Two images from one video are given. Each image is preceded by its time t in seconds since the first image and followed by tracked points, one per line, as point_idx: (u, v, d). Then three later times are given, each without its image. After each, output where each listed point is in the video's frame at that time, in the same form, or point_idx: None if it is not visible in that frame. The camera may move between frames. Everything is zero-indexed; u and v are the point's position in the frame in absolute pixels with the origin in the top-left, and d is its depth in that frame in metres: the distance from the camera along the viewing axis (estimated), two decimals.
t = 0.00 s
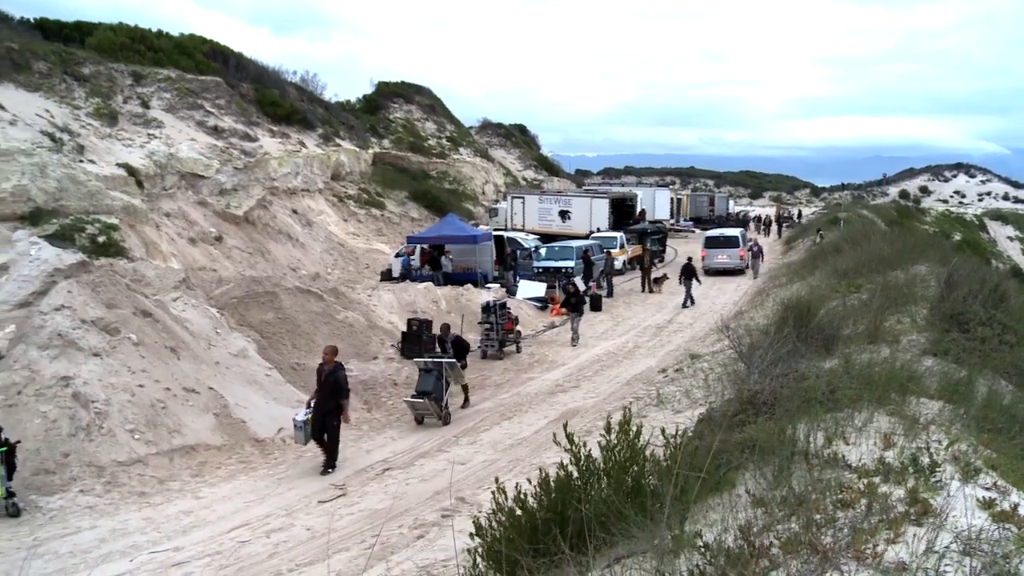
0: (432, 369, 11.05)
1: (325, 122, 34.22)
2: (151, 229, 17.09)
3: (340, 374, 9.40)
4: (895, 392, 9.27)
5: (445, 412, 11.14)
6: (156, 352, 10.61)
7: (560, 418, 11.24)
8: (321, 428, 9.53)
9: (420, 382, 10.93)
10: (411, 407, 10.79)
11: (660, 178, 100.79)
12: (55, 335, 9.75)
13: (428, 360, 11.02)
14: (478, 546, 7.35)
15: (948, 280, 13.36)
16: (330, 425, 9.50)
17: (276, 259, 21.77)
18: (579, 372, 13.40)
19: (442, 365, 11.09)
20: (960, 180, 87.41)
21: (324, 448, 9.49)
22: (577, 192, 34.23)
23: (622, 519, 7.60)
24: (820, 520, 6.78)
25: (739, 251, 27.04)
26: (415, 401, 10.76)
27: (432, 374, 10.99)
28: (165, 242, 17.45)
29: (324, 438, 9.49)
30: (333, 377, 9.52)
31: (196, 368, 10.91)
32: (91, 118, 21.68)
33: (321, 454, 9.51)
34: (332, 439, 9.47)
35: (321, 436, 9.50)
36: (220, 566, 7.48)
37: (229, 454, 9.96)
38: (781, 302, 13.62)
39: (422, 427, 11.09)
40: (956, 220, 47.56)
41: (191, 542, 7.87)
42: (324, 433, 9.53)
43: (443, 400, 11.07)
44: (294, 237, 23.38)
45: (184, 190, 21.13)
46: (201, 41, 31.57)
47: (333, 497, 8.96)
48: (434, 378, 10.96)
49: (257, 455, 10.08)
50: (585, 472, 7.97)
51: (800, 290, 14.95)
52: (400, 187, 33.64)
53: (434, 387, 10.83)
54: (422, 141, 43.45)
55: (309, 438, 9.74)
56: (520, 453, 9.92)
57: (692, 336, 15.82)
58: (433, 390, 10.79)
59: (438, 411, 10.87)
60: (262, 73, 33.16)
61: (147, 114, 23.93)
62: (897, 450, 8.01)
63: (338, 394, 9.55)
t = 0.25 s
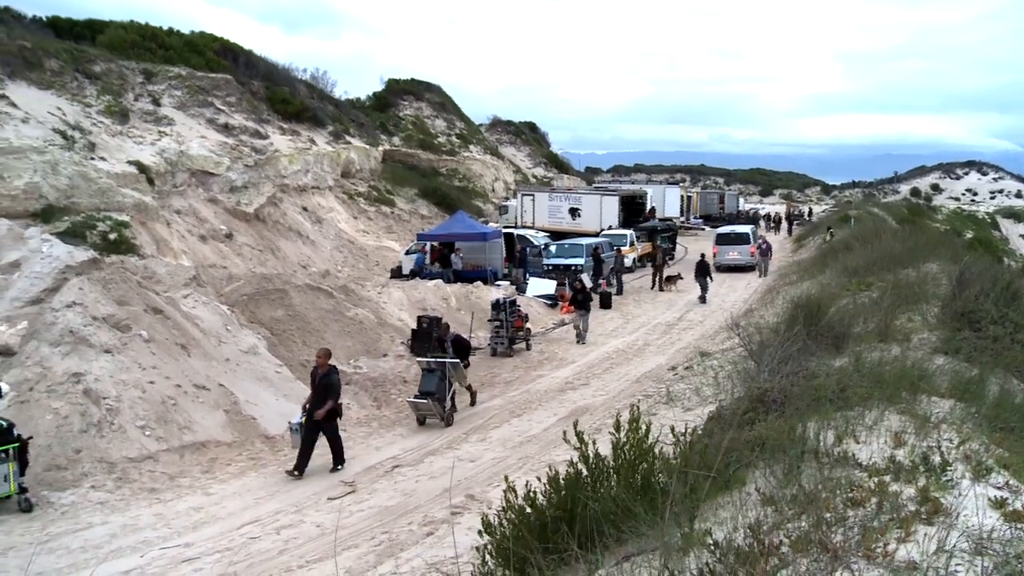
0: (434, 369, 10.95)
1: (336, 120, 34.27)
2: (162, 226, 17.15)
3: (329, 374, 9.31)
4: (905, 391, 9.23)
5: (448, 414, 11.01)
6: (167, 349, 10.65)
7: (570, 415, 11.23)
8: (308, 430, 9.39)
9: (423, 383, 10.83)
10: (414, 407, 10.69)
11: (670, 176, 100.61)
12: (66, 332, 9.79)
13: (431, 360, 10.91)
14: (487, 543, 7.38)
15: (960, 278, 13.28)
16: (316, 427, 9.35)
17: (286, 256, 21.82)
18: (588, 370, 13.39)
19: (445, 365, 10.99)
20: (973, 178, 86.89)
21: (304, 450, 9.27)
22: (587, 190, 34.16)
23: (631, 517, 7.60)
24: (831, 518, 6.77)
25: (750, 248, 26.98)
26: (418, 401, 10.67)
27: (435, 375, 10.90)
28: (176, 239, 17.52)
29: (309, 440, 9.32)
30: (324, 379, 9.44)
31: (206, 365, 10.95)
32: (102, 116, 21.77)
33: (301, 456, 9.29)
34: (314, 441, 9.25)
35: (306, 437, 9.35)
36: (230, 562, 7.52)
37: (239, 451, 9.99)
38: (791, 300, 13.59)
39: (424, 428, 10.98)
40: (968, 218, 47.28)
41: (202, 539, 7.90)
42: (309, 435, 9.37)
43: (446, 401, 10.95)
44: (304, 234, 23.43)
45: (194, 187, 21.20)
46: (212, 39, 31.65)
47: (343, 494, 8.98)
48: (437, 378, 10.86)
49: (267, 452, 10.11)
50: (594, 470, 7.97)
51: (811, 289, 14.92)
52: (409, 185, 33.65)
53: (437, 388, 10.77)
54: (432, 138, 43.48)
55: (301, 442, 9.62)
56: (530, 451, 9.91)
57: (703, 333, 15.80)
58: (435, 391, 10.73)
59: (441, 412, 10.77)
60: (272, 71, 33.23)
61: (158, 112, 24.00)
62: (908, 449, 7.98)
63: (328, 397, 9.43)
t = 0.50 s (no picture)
0: (438, 369, 10.93)
1: (347, 116, 34.33)
2: (175, 223, 17.25)
3: (319, 374, 9.10)
4: (918, 388, 9.19)
5: (451, 416, 10.88)
6: (179, 345, 10.69)
7: (581, 412, 11.22)
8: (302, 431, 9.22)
9: (426, 383, 10.78)
10: (416, 408, 10.58)
11: (681, 172, 100.32)
12: (79, 327, 9.83)
13: (434, 361, 10.90)
14: (498, 539, 7.40)
15: (974, 276, 13.20)
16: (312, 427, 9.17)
17: (298, 252, 21.88)
18: (600, 367, 13.38)
19: (449, 365, 10.94)
20: (987, 175, 86.32)
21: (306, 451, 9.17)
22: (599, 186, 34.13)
23: (642, 514, 7.59)
24: (843, 516, 6.74)
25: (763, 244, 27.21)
26: (420, 402, 10.58)
27: (438, 375, 10.87)
28: (188, 235, 17.61)
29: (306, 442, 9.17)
30: (313, 378, 9.22)
31: (218, 361, 10.98)
32: (115, 112, 21.87)
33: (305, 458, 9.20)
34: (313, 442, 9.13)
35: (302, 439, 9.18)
36: (241, 557, 7.57)
37: (251, 446, 10.02)
38: (804, 297, 13.55)
39: (426, 430, 10.81)
40: (982, 216, 46.95)
41: (213, 534, 7.96)
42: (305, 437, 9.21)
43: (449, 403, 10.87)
44: (316, 230, 23.50)
45: (207, 183, 21.28)
46: (224, 36, 31.74)
47: (354, 490, 8.99)
48: (440, 379, 10.83)
49: (278, 447, 10.13)
50: (605, 467, 7.98)
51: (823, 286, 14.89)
52: (421, 181, 33.68)
53: (439, 388, 10.67)
54: (444, 135, 43.51)
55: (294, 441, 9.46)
56: (541, 447, 9.90)
57: (714, 330, 15.78)
58: (437, 391, 10.62)
59: (443, 412, 10.64)
60: (284, 67, 33.30)
61: (170, 108, 24.10)
62: (921, 447, 7.95)
63: (319, 396, 9.23)
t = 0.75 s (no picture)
0: (443, 369, 10.76)
1: (359, 113, 34.36)
2: (186, 220, 17.40)
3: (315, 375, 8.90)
4: (931, 386, 9.13)
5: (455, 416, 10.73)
6: (191, 341, 10.73)
7: (592, 409, 11.20)
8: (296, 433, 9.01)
9: (430, 383, 10.64)
10: (419, 409, 10.44)
11: (693, 169, 100.01)
12: (92, 323, 9.89)
13: (439, 360, 10.74)
14: (509, 536, 7.41)
15: (988, 273, 13.09)
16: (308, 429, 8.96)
17: (309, 249, 21.96)
18: (611, 363, 13.36)
19: (454, 366, 10.75)
20: (1002, 171, 85.67)
21: (300, 455, 8.94)
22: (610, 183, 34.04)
23: (654, 511, 7.58)
24: (855, 514, 6.72)
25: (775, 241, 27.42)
26: (423, 402, 10.45)
27: (443, 375, 10.71)
28: (200, 232, 17.72)
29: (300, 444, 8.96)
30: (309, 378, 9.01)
31: (230, 357, 11.03)
32: (128, 109, 21.96)
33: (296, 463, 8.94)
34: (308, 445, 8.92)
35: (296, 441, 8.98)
36: (253, 552, 7.62)
37: (262, 442, 10.06)
38: (816, 294, 13.49)
39: (429, 429, 10.72)
40: (997, 213, 46.58)
41: (225, 529, 8.02)
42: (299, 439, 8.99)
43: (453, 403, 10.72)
44: (327, 227, 23.58)
45: (219, 180, 21.35)
46: (236, 33, 31.82)
47: (365, 486, 9.02)
48: (444, 379, 10.66)
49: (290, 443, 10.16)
50: (616, 464, 7.97)
51: (835, 283, 14.82)
52: (433, 178, 33.69)
53: (443, 389, 10.54)
54: (455, 132, 43.50)
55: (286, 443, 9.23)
56: (552, 444, 9.89)
57: (726, 327, 15.74)
58: (441, 392, 10.49)
59: (446, 414, 10.49)
60: (296, 64, 33.35)
61: (182, 105, 24.18)
62: (933, 445, 7.90)
63: (315, 397, 9.03)
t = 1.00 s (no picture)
0: (450, 368, 10.60)
1: (375, 108, 34.38)
2: (203, 215, 17.56)
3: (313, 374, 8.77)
4: (949, 383, 9.06)
5: (462, 417, 10.54)
6: (208, 335, 10.78)
7: (608, 404, 11.17)
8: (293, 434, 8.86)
9: (437, 383, 10.45)
10: (426, 408, 10.27)
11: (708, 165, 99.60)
12: (110, 318, 9.96)
13: (447, 359, 10.58)
14: (524, 531, 7.43)
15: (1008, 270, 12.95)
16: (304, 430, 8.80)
17: (325, 244, 22.07)
18: (626, 359, 13.34)
19: (462, 365, 10.60)
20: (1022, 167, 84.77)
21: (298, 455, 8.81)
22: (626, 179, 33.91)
23: (669, 507, 7.58)
24: (871, 511, 6.69)
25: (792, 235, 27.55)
26: (430, 401, 10.28)
27: (450, 374, 10.54)
28: (217, 227, 17.88)
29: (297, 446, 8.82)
30: (307, 378, 8.88)
31: (247, 352, 11.08)
32: (145, 105, 22.09)
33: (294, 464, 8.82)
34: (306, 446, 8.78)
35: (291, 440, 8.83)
36: (269, 546, 7.71)
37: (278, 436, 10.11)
38: (832, 291, 13.43)
39: (436, 429, 10.54)
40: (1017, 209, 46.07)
41: (241, 523, 8.11)
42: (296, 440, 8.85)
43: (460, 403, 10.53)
44: (343, 222, 23.67)
45: (235, 175, 21.45)
46: (252, 28, 31.92)
47: (381, 480, 9.05)
48: (452, 378, 10.49)
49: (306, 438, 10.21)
50: (632, 460, 7.96)
51: (852, 280, 14.73)
52: (449, 173, 33.69)
53: (450, 388, 10.34)
54: (471, 127, 43.47)
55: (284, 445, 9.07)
56: (568, 439, 9.89)
57: (742, 323, 15.69)
58: (448, 391, 10.29)
59: (453, 414, 10.29)
60: (312, 60, 33.39)
61: (199, 101, 24.28)
62: (951, 443, 7.84)
63: (312, 397, 8.89)
